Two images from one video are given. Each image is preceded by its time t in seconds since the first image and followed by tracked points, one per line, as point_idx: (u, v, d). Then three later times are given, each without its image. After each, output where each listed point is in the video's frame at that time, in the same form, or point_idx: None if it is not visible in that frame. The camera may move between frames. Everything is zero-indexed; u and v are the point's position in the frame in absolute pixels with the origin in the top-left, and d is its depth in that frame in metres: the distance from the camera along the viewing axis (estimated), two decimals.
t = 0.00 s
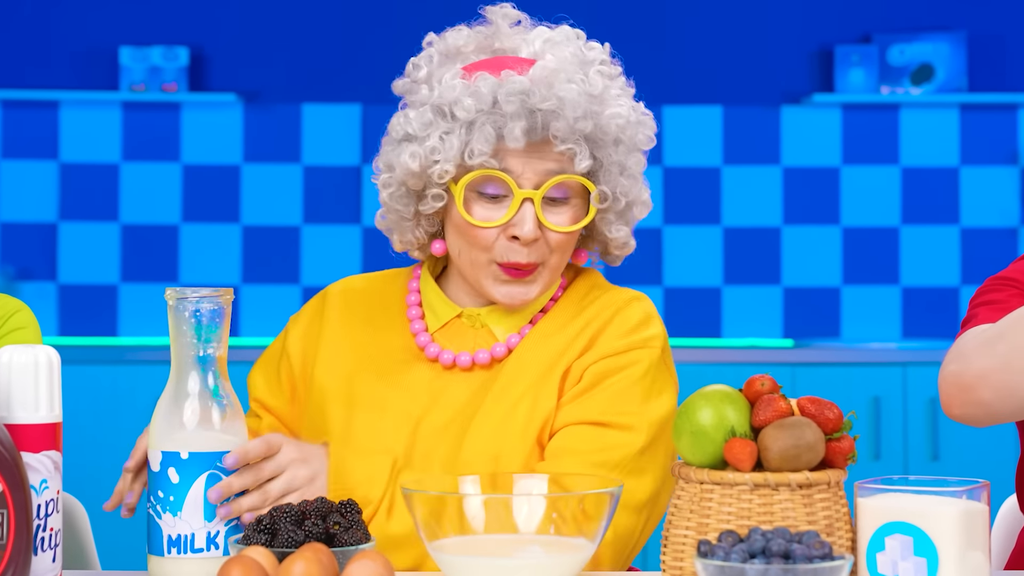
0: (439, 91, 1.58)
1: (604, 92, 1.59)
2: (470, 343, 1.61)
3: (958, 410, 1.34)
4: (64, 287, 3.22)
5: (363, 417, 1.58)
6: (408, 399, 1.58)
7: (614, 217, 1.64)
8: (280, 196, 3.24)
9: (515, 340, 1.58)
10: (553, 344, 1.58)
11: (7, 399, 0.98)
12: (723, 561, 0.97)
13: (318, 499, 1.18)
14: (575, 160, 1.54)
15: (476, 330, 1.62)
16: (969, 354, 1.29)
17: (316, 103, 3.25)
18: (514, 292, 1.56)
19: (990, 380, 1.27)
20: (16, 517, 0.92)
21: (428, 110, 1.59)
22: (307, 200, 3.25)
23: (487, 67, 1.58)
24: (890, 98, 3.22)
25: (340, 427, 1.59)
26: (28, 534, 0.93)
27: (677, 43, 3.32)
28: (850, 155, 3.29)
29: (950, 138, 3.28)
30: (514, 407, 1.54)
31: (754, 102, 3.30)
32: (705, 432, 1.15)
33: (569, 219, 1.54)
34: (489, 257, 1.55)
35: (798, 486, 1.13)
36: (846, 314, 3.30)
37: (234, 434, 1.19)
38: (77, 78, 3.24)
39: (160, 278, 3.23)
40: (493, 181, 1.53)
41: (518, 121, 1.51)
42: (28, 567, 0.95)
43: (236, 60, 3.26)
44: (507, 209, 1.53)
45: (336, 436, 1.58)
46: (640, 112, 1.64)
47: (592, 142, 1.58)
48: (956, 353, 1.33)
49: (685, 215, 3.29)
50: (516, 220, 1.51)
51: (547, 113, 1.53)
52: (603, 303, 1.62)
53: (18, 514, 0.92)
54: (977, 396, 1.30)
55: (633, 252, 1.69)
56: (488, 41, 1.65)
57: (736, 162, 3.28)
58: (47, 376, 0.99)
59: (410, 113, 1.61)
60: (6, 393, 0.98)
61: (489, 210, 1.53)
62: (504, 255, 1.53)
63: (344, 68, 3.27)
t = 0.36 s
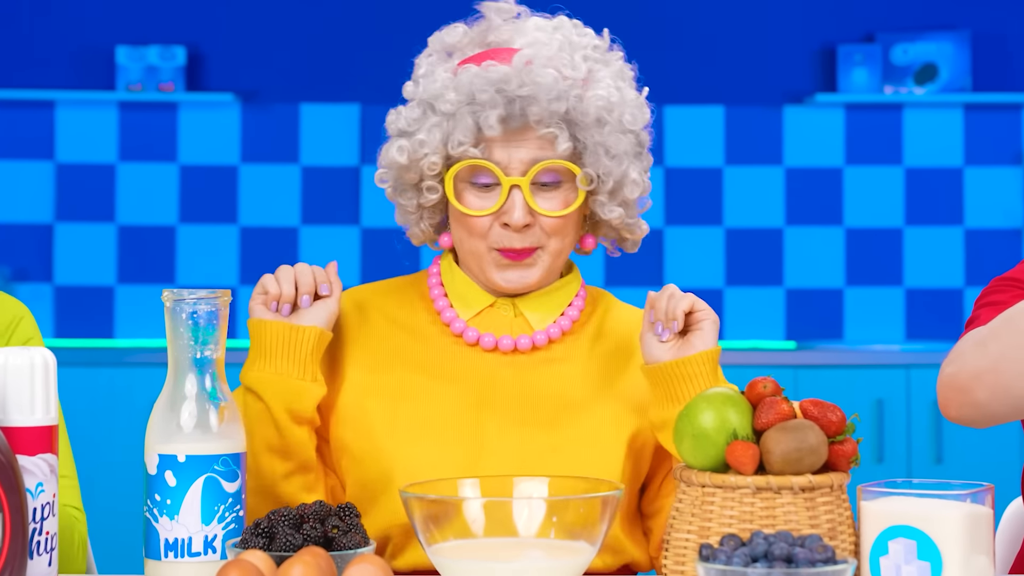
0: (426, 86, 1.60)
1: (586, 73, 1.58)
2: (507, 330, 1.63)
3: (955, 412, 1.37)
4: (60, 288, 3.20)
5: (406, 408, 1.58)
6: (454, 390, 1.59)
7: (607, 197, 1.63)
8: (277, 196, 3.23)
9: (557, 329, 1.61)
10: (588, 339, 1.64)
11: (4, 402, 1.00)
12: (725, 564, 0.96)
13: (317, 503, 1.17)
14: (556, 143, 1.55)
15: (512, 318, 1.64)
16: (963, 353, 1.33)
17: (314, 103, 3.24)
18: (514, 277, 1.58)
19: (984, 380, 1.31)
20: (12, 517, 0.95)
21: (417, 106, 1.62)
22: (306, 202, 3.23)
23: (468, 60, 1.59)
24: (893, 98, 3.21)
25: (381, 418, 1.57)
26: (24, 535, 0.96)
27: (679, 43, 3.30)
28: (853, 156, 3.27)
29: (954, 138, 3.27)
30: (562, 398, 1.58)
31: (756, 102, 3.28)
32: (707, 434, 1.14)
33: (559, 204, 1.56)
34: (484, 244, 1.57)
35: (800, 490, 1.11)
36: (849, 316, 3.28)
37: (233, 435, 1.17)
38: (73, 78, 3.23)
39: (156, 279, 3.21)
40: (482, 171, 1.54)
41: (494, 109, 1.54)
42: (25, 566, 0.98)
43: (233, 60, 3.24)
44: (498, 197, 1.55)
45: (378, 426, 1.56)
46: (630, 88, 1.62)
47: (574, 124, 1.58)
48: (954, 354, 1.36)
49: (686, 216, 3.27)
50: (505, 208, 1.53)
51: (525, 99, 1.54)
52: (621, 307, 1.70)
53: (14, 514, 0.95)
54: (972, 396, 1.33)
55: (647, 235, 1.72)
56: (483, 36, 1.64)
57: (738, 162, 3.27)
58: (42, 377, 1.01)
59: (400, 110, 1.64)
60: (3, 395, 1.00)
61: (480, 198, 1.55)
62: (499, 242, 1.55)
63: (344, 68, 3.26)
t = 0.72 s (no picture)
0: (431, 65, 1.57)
1: (587, 45, 1.49)
2: (547, 331, 1.53)
3: (965, 411, 1.38)
4: (56, 290, 3.19)
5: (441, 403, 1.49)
6: (490, 386, 1.49)
7: (597, 172, 1.47)
8: (275, 198, 3.21)
9: (597, 335, 1.52)
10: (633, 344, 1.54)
11: None
12: (726, 568, 0.95)
13: (315, 508, 1.16)
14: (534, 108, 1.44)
15: (553, 318, 1.53)
16: (975, 352, 1.34)
17: (312, 103, 3.23)
18: (519, 269, 1.45)
19: (997, 380, 1.32)
20: (8, 522, 0.93)
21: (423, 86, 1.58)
22: (304, 203, 3.22)
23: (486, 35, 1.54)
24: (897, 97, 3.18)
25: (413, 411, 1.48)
26: (19, 540, 0.94)
27: (680, 44, 3.28)
28: (856, 156, 3.26)
29: (958, 139, 3.25)
30: (599, 411, 1.47)
31: (759, 102, 3.27)
32: (708, 437, 1.12)
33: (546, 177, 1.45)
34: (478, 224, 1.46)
35: (804, 493, 1.09)
36: (852, 318, 3.26)
37: (231, 440, 1.16)
38: (69, 78, 3.21)
39: (153, 281, 3.20)
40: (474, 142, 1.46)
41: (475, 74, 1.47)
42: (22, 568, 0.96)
43: (230, 60, 3.22)
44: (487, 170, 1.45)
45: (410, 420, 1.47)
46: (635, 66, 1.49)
47: (558, 94, 1.46)
48: (965, 353, 1.37)
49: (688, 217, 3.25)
50: (491, 179, 1.43)
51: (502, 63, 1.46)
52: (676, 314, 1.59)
53: (10, 520, 0.93)
54: (983, 397, 1.34)
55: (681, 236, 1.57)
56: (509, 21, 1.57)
57: (740, 163, 3.25)
58: (37, 379, 0.99)
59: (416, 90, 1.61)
60: None
61: (471, 173, 1.47)
62: (487, 219, 1.44)
63: (344, 68, 3.24)
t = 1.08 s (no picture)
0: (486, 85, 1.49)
1: (637, 110, 1.37)
2: (578, 364, 1.53)
3: (969, 414, 1.37)
4: (51, 292, 3.17)
5: (470, 421, 1.48)
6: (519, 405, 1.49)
7: (623, 253, 1.39)
8: (274, 199, 3.19)
9: (630, 376, 1.50)
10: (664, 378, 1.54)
11: None
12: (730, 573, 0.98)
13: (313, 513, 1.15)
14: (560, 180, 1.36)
15: (585, 351, 1.54)
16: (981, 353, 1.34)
17: (311, 103, 3.21)
18: (541, 316, 1.46)
19: (1001, 382, 1.31)
20: (4, 526, 0.91)
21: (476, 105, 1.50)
22: (302, 203, 3.20)
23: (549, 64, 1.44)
24: (901, 97, 3.19)
25: (444, 423, 1.47)
26: (15, 545, 0.92)
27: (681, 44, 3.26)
28: (859, 157, 3.24)
29: (963, 139, 3.24)
30: (623, 452, 1.48)
31: (761, 101, 3.25)
32: (710, 440, 1.11)
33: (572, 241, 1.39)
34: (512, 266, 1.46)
35: (806, 497, 1.07)
36: (856, 320, 3.24)
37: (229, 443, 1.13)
38: (64, 78, 3.19)
39: (150, 282, 3.18)
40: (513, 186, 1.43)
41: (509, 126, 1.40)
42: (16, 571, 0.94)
43: (226, 59, 3.21)
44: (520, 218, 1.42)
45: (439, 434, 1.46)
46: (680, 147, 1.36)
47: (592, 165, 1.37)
48: (970, 356, 1.37)
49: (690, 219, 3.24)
50: (519, 232, 1.41)
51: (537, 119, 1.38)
52: (715, 348, 1.58)
53: (6, 523, 0.92)
54: (989, 398, 1.33)
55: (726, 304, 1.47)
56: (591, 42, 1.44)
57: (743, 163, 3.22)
58: (32, 383, 0.97)
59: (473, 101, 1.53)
60: None
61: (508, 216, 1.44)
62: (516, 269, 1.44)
63: (344, 67, 3.23)
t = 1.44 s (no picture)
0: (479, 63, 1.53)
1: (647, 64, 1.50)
2: (561, 341, 1.53)
3: (967, 417, 1.42)
4: (47, 293, 3.15)
5: (456, 411, 1.50)
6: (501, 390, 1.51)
7: (650, 195, 1.50)
8: (272, 199, 3.18)
9: (612, 345, 1.52)
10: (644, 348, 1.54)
11: None
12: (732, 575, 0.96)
13: (312, 515, 1.15)
14: (598, 123, 1.46)
15: (565, 327, 1.54)
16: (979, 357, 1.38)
17: (309, 103, 3.20)
18: (545, 278, 1.47)
19: (1000, 385, 1.36)
20: None
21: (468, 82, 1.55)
22: (301, 203, 3.18)
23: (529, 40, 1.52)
24: (905, 97, 3.15)
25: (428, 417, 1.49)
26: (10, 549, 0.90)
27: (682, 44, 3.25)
28: (862, 158, 3.23)
29: (967, 139, 3.22)
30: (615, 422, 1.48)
31: (763, 101, 3.24)
32: (712, 443, 1.09)
33: (595, 195, 1.47)
34: (512, 232, 1.46)
35: (809, 500, 1.06)
36: (859, 322, 3.23)
37: (226, 446, 1.12)
38: (60, 78, 3.17)
39: (147, 284, 3.17)
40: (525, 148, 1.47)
41: (534, 83, 1.46)
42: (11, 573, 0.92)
43: (224, 59, 3.19)
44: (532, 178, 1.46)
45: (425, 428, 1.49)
46: (692, 92, 1.52)
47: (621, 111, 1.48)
48: (970, 359, 1.40)
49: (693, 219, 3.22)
50: (538, 188, 1.44)
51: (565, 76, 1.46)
52: (689, 315, 1.59)
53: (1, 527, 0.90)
54: (988, 401, 1.38)
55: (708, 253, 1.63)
56: (554, 26, 1.53)
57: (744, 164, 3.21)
58: (29, 385, 0.95)
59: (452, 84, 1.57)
60: None
61: (513, 179, 1.47)
62: (527, 229, 1.45)
63: (344, 67, 3.21)
